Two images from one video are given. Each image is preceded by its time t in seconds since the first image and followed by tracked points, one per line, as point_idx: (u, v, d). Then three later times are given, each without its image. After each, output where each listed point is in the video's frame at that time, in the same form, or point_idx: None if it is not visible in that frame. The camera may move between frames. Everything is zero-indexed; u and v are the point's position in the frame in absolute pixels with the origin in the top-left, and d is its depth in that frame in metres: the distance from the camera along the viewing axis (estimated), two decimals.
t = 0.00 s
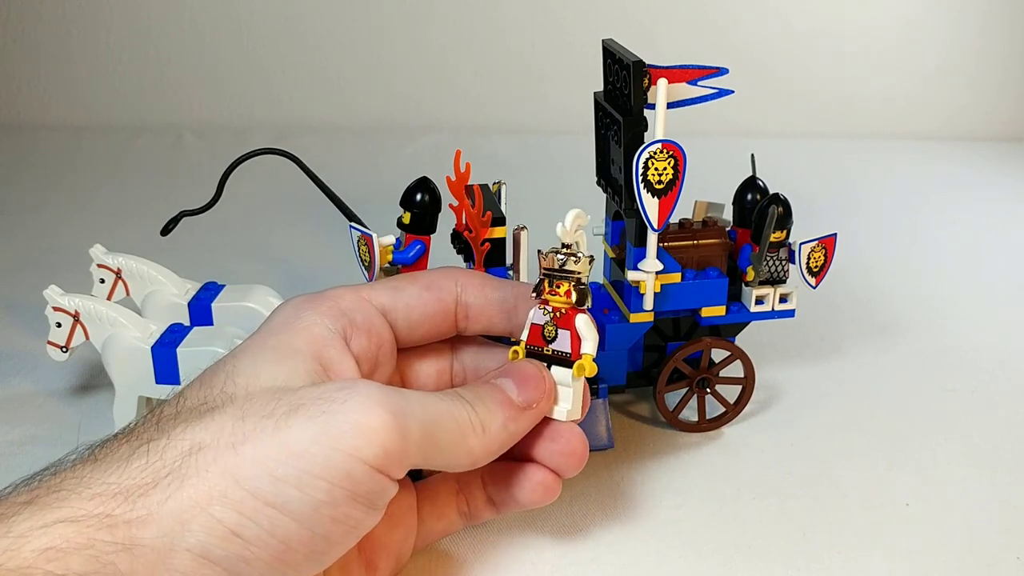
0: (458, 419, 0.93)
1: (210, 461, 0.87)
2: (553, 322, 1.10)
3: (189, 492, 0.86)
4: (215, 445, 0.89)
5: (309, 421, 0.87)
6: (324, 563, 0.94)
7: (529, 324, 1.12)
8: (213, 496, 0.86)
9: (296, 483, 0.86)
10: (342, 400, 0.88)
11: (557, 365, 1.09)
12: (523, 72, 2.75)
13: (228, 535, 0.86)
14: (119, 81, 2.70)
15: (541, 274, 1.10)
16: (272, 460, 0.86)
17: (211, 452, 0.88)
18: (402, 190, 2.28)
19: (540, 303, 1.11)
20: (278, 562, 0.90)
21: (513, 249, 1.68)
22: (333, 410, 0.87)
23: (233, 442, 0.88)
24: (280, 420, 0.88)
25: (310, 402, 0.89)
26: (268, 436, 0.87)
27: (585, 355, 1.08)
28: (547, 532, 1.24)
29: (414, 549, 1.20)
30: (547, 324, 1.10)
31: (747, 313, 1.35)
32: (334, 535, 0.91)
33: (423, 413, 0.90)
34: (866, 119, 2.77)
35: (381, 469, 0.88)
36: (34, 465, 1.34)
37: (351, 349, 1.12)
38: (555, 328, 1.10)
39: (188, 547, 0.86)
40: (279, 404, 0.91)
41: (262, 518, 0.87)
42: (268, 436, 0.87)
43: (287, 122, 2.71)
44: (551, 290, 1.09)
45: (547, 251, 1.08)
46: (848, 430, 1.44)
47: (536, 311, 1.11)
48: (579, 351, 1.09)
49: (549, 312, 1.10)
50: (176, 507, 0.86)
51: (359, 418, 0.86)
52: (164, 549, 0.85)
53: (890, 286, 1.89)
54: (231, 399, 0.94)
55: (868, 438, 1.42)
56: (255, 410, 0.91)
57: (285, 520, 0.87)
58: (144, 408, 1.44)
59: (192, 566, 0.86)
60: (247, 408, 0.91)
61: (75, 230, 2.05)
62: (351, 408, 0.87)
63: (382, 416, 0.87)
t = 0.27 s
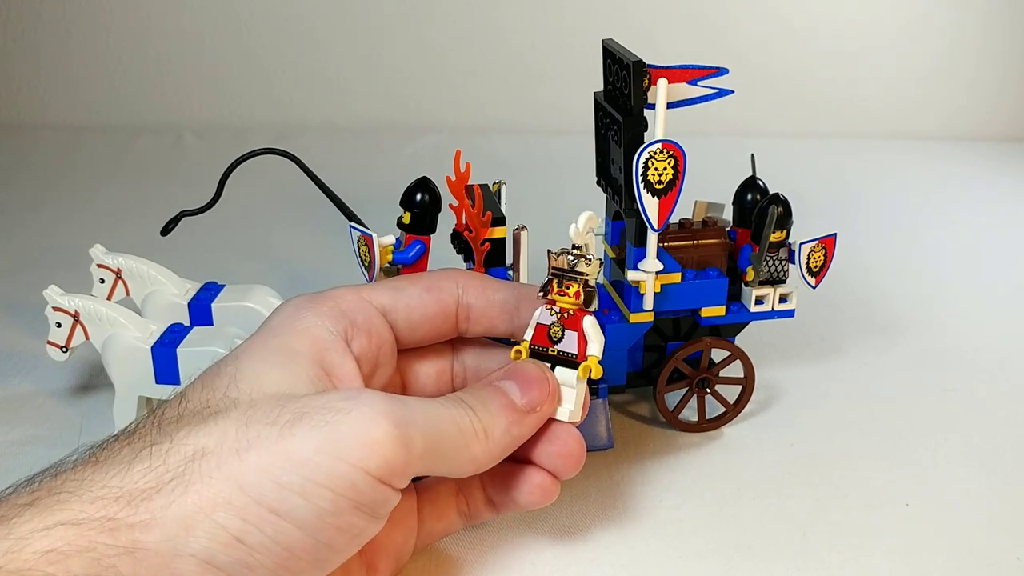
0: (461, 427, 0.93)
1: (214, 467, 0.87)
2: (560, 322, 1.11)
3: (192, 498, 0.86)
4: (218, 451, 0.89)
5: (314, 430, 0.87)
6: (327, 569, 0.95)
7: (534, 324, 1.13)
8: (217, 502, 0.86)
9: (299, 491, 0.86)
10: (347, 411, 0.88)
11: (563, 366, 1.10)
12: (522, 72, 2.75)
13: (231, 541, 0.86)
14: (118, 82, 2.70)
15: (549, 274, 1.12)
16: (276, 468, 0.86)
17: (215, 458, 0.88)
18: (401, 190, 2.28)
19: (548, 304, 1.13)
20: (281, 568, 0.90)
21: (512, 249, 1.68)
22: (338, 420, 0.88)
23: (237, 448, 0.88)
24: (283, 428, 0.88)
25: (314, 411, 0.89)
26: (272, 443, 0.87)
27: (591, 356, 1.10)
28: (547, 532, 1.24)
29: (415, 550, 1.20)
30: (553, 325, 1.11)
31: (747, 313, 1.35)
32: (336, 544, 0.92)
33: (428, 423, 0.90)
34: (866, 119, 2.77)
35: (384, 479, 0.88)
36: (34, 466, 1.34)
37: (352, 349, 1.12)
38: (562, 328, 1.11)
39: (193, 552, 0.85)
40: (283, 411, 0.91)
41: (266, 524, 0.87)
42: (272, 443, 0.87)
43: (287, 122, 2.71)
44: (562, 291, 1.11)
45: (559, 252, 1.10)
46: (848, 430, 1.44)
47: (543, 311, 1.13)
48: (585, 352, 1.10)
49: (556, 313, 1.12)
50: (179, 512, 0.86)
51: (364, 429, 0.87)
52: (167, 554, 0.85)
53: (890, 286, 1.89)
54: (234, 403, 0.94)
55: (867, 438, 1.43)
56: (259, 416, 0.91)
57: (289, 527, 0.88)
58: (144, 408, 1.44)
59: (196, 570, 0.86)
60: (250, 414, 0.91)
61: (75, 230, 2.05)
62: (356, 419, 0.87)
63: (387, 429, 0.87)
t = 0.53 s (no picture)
0: (472, 437, 0.92)
1: (222, 472, 0.87)
2: (572, 328, 1.12)
3: (200, 502, 0.86)
4: (226, 456, 0.89)
5: (322, 437, 0.87)
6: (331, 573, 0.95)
7: (542, 336, 1.12)
8: (225, 507, 0.86)
9: (307, 498, 0.87)
10: (356, 420, 0.89)
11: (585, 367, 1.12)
12: (523, 72, 2.75)
13: (239, 546, 0.87)
14: (119, 82, 2.70)
15: (548, 286, 1.11)
16: (284, 475, 0.86)
17: (223, 463, 0.88)
18: (401, 190, 2.28)
19: (551, 314, 1.12)
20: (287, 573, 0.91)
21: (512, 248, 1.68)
22: (347, 428, 0.88)
23: (245, 453, 0.88)
24: (291, 433, 0.89)
25: (322, 417, 0.90)
26: (279, 449, 0.88)
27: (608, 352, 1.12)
28: (546, 532, 1.24)
29: (413, 551, 1.20)
30: (566, 332, 1.11)
31: (747, 313, 1.35)
32: (342, 549, 0.92)
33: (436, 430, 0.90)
34: (866, 119, 2.77)
35: (390, 487, 0.89)
36: (34, 466, 1.34)
37: (346, 349, 1.12)
38: (575, 334, 1.12)
39: (201, 556, 0.86)
40: (289, 416, 0.91)
41: (274, 529, 0.87)
42: (280, 449, 0.87)
43: (287, 121, 2.71)
44: (567, 298, 1.11)
45: (548, 263, 1.09)
46: (848, 430, 1.44)
47: (549, 322, 1.12)
48: (602, 349, 1.12)
49: (565, 320, 1.12)
50: (187, 516, 0.86)
51: (371, 437, 0.87)
52: (175, 558, 0.85)
53: (890, 286, 1.89)
54: (240, 407, 0.94)
55: (867, 438, 1.42)
56: (265, 420, 0.91)
57: (297, 532, 0.88)
58: (144, 408, 1.44)
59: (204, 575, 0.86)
60: (257, 419, 0.92)
61: (75, 230, 2.05)
62: (365, 429, 0.88)
63: (395, 438, 0.88)
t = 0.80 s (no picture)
0: (476, 437, 0.92)
1: (225, 470, 0.87)
2: (577, 331, 1.12)
3: (203, 501, 0.86)
4: (229, 454, 0.89)
5: (324, 436, 0.87)
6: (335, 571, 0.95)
7: (547, 340, 1.12)
8: (229, 505, 0.86)
9: (310, 497, 0.87)
10: (358, 418, 0.88)
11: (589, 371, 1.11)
12: (523, 72, 2.75)
13: (243, 545, 0.87)
14: (119, 82, 2.70)
15: (550, 290, 1.11)
16: (288, 474, 0.86)
17: (226, 462, 0.88)
18: (401, 190, 2.28)
19: (555, 318, 1.12)
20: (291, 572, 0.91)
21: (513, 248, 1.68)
22: (349, 427, 0.88)
23: (248, 451, 0.88)
24: (293, 432, 0.88)
25: (325, 416, 0.89)
26: (282, 448, 0.87)
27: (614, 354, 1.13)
28: (546, 532, 1.24)
29: (411, 554, 1.20)
30: (571, 335, 1.12)
31: (747, 313, 1.35)
32: (346, 548, 0.92)
33: (439, 430, 0.90)
34: (866, 119, 2.77)
35: (392, 487, 0.89)
36: (34, 466, 1.34)
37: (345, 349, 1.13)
38: (580, 336, 1.12)
39: (206, 555, 0.86)
40: (293, 415, 0.91)
41: (278, 528, 0.87)
42: (282, 448, 0.87)
43: (287, 122, 2.72)
44: (571, 301, 1.11)
45: (553, 266, 1.09)
46: (848, 430, 1.44)
47: (554, 326, 1.12)
48: (608, 351, 1.12)
49: (569, 324, 1.12)
50: (191, 515, 0.86)
51: (373, 437, 0.87)
52: (179, 557, 0.85)
53: (890, 286, 1.89)
54: (243, 405, 0.94)
55: (868, 438, 1.42)
56: (269, 419, 0.91)
57: (300, 531, 0.88)
58: (144, 408, 1.44)
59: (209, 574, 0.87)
60: (260, 418, 0.91)
61: (75, 230, 2.05)
62: (368, 427, 0.87)
63: (397, 436, 0.87)
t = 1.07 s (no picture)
0: (476, 438, 0.92)
1: (221, 471, 0.87)
2: (580, 333, 1.12)
3: (199, 503, 0.86)
4: (226, 456, 0.89)
5: (321, 436, 0.87)
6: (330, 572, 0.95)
7: (551, 343, 1.12)
8: (225, 507, 0.86)
9: (306, 498, 0.87)
10: (355, 418, 0.88)
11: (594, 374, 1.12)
12: (523, 72, 2.75)
13: (238, 546, 0.87)
14: (119, 82, 2.70)
15: (554, 291, 1.11)
16: (284, 475, 0.86)
17: (222, 463, 0.88)
18: (401, 190, 2.28)
19: (559, 320, 1.12)
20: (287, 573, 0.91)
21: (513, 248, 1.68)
22: (346, 428, 0.88)
23: (244, 453, 0.88)
24: (290, 433, 0.88)
25: (322, 417, 0.89)
26: (278, 449, 0.87)
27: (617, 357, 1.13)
28: (546, 532, 1.24)
29: (409, 555, 1.20)
30: (574, 337, 1.11)
31: (747, 313, 1.35)
32: (341, 549, 0.92)
33: (439, 431, 0.90)
34: (865, 120, 2.78)
35: (389, 488, 0.89)
36: (34, 466, 1.34)
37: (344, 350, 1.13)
38: (583, 339, 1.12)
39: (201, 557, 0.86)
40: (289, 416, 0.91)
41: (273, 529, 0.87)
42: (279, 449, 0.87)
43: (287, 122, 2.72)
44: (575, 303, 1.11)
45: (557, 269, 1.09)
46: (848, 430, 1.44)
47: (557, 328, 1.12)
48: (611, 354, 1.12)
49: (573, 326, 1.12)
50: (188, 517, 0.86)
51: (370, 438, 0.87)
52: (176, 559, 0.85)
53: (890, 286, 1.89)
54: (240, 407, 0.94)
55: (868, 438, 1.42)
56: (265, 420, 0.91)
57: (296, 533, 0.88)
58: (144, 408, 1.44)
59: None
60: (257, 419, 0.91)
61: (75, 230, 2.05)
62: (365, 427, 0.87)
63: (395, 436, 0.87)
